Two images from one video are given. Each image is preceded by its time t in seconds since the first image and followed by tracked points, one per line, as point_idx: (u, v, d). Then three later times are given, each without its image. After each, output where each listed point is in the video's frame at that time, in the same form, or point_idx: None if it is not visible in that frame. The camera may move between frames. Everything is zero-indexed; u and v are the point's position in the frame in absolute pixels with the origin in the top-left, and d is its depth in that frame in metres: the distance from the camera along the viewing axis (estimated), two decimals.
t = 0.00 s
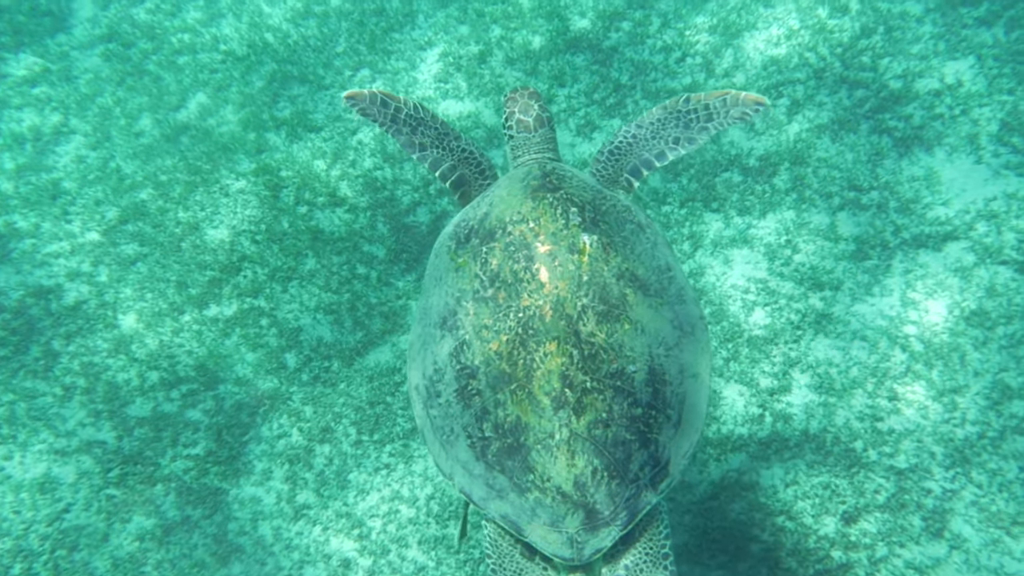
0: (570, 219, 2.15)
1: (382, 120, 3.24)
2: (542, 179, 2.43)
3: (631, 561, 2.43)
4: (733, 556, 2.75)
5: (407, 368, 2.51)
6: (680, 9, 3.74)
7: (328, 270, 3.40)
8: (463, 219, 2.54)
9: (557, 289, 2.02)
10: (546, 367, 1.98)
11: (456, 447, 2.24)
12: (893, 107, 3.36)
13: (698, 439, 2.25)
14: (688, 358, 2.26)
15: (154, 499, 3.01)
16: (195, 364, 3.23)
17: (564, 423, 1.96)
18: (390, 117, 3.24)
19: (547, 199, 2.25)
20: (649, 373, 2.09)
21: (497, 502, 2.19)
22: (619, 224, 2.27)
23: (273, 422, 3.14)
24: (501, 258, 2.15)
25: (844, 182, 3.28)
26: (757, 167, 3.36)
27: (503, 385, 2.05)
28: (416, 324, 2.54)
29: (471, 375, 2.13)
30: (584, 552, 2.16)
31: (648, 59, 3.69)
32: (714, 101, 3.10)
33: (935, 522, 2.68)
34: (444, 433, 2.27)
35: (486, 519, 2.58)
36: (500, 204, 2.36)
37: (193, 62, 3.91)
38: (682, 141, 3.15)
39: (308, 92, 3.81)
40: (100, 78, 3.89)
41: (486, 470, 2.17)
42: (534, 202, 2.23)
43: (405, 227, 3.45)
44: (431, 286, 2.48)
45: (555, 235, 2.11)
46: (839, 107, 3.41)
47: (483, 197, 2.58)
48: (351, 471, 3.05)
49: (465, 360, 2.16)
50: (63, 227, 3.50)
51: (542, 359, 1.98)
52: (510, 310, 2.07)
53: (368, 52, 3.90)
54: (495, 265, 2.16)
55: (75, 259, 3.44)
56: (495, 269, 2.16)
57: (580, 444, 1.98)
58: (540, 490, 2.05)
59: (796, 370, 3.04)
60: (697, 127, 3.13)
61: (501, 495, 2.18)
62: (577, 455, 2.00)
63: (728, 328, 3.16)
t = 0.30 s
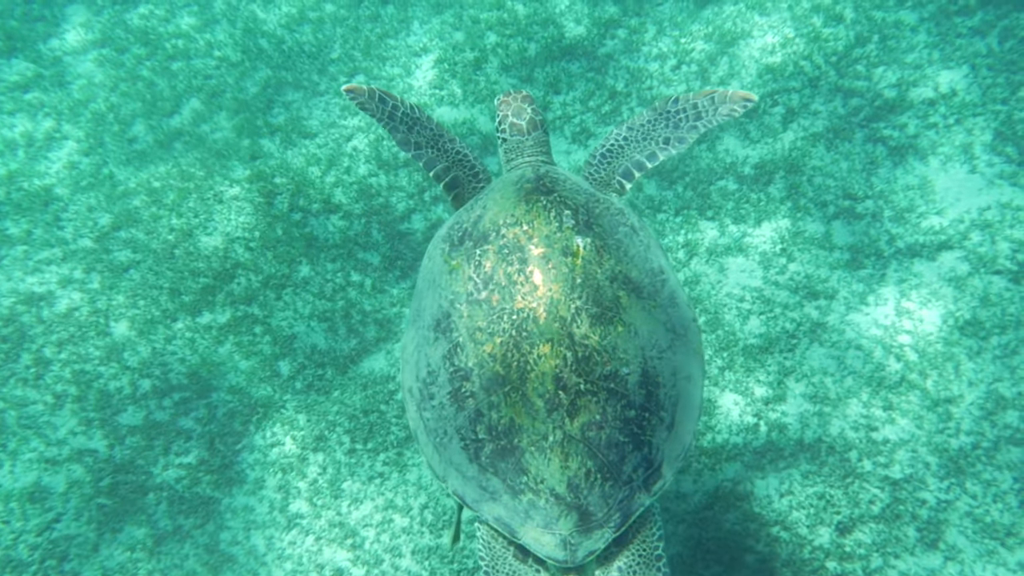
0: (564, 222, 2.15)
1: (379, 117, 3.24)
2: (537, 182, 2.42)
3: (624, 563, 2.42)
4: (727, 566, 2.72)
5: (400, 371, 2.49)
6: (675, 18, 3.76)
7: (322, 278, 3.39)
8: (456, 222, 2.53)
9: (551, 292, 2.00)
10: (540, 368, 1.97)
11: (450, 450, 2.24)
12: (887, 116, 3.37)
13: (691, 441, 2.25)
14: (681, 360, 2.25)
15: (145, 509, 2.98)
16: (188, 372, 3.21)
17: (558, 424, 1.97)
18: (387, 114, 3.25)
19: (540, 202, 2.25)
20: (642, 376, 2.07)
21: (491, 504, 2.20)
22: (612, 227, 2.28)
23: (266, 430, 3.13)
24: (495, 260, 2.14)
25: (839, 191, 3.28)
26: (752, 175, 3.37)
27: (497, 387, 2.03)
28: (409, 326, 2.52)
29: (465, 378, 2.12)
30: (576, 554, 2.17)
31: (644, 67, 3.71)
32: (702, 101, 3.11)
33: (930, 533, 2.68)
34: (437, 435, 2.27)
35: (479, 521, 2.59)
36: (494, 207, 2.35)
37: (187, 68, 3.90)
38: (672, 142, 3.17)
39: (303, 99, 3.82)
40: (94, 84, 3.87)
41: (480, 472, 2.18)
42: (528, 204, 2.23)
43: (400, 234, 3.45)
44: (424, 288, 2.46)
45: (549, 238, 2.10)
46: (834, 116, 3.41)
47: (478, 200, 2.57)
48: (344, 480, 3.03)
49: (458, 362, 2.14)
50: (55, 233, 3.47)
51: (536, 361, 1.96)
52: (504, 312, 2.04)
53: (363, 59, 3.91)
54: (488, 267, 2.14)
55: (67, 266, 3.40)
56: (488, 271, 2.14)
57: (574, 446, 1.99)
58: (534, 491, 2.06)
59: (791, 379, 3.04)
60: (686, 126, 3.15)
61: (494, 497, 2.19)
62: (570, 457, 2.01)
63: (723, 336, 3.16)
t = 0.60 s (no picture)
0: (560, 225, 2.16)
1: (379, 115, 3.25)
2: (533, 187, 2.43)
3: (621, 565, 2.42)
4: None
5: (396, 374, 2.48)
6: (673, 25, 3.77)
7: (319, 285, 3.38)
8: (453, 226, 2.53)
9: (548, 295, 2.01)
10: (537, 371, 1.97)
11: (445, 453, 2.21)
12: (885, 125, 3.37)
13: (688, 442, 2.22)
14: (677, 362, 2.24)
15: (141, 517, 2.98)
16: (183, 380, 3.19)
17: (554, 427, 1.95)
18: (387, 113, 3.26)
19: (537, 206, 2.26)
20: (638, 378, 2.07)
21: (486, 507, 2.18)
22: (608, 230, 2.29)
23: (262, 438, 3.12)
24: (491, 263, 2.14)
25: (836, 200, 3.28)
26: (750, 183, 3.37)
27: (493, 389, 2.03)
28: (405, 330, 2.51)
29: (461, 380, 2.11)
30: (573, 556, 2.16)
31: (642, 74, 3.72)
32: (695, 101, 3.15)
33: (928, 543, 2.68)
34: (432, 438, 2.24)
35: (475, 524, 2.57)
36: (491, 211, 2.35)
37: (184, 74, 3.90)
38: (667, 142, 3.18)
39: (301, 105, 3.81)
40: (90, 89, 3.86)
41: (476, 475, 2.15)
42: (524, 208, 2.24)
43: (397, 241, 3.43)
44: (420, 292, 2.46)
45: (546, 241, 2.11)
46: (831, 125, 3.42)
47: (474, 204, 2.58)
48: (341, 488, 3.01)
49: (455, 364, 2.13)
50: (50, 239, 3.45)
51: (532, 364, 1.96)
52: (501, 315, 2.05)
53: (360, 65, 3.90)
54: (485, 270, 2.14)
55: (62, 273, 3.38)
56: (485, 275, 2.14)
57: (570, 448, 1.98)
58: (530, 494, 2.03)
59: (788, 389, 3.04)
60: (681, 126, 3.17)
61: (490, 500, 2.15)
62: (567, 460, 1.98)
63: (721, 345, 3.15)
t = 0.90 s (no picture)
0: (560, 229, 2.15)
1: (380, 114, 3.26)
2: (532, 190, 2.43)
3: (619, 568, 2.42)
4: None
5: (396, 377, 2.48)
6: (674, 33, 3.78)
7: (318, 292, 3.38)
8: (452, 228, 2.52)
9: (548, 298, 1.99)
10: (536, 375, 1.95)
11: (445, 456, 2.22)
12: (885, 134, 3.37)
13: (685, 446, 2.24)
14: (676, 366, 2.24)
15: (138, 527, 2.96)
16: (181, 388, 3.18)
17: (553, 431, 1.94)
18: (387, 113, 3.27)
19: (537, 210, 2.25)
20: (637, 382, 2.07)
21: (485, 510, 2.18)
22: (607, 234, 2.27)
23: (260, 447, 3.10)
24: (491, 267, 2.12)
25: (837, 210, 3.29)
26: (750, 193, 3.36)
27: (493, 393, 2.01)
28: (404, 332, 2.51)
29: (460, 384, 2.10)
30: (572, 559, 2.17)
31: (642, 83, 3.74)
32: (693, 102, 3.18)
33: (929, 555, 2.67)
34: (432, 442, 2.25)
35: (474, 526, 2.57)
36: (490, 213, 2.34)
37: (184, 80, 3.90)
38: (664, 144, 3.21)
39: (300, 112, 3.81)
40: (89, 96, 3.85)
41: (475, 478, 2.17)
42: (524, 211, 2.22)
43: (396, 249, 3.42)
44: (420, 294, 2.45)
45: (545, 245, 2.10)
46: (832, 134, 3.42)
47: (473, 207, 2.57)
48: (339, 498, 3.00)
49: (454, 368, 2.12)
50: (49, 247, 3.44)
51: (532, 367, 1.95)
52: (500, 319, 2.03)
53: (361, 72, 3.92)
54: (484, 274, 2.13)
55: (61, 280, 3.37)
56: (484, 278, 2.12)
57: (569, 452, 1.98)
58: (529, 498, 2.05)
59: (788, 399, 3.03)
60: (678, 127, 3.19)
61: (489, 503, 2.17)
62: (566, 464, 1.99)
63: (721, 354, 3.14)
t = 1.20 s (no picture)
0: (561, 234, 2.15)
1: (381, 115, 3.28)
2: (533, 195, 2.43)
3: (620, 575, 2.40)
4: None
5: (396, 382, 2.46)
6: (677, 43, 3.82)
7: (319, 301, 3.37)
8: (454, 233, 2.52)
9: (549, 303, 1.98)
10: (537, 379, 1.95)
11: (445, 460, 2.20)
12: (889, 145, 3.38)
13: (687, 451, 2.22)
14: (677, 371, 2.23)
15: (138, 537, 2.95)
16: (182, 398, 3.17)
17: (555, 435, 1.93)
18: (388, 115, 3.30)
19: (538, 215, 2.25)
20: (639, 387, 2.06)
21: (485, 515, 2.15)
22: (609, 239, 2.27)
23: (261, 457, 3.09)
24: (492, 271, 2.12)
25: (841, 221, 3.29)
26: (753, 203, 3.38)
27: (494, 397, 2.01)
28: (405, 337, 2.50)
29: (461, 389, 2.09)
30: (573, 564, 2.13)
31: (645, 92, 3.77)
32: (693, 105, 3.19)
33: (934, 570, 2.64)
34: (432, 446, 2.23)
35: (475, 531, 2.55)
36: (491, 218, 2.34)
37: (186, 88, 3.90)
38: (665, 147, 3.18)
39: (302, 120, 3.81)
40: (91, 104, 3.85)
41: (475, 483, 2.14)
42: (525, 216, 2.23)
43: (397, 258, 3.42)
44: (421, 300, 2.44)
45: (547, 249, 2.09)
46: (836, 144, 3.43)
47: (474, 212, 2.57)
48: (340, 508, 2.98)
49: (455, 373, 2.11)
50: (50, 255, 3.43)
51: (533, 372, 1.94)
52: (501, 323, 2.02)
53: (364, 80, 3.93)
54: (485, 278, 2.12)
55: (62, 289, 3.36)
56: (485, 282, 2.12)
57: (570, 456, 1.98)
58: (530, 502, 2.03)
59: (791, 410, 3.02)
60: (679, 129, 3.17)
61: (490, 507, 2.13)
62: (567, 468, 1.99)
63: (724, 365, 3.13)
